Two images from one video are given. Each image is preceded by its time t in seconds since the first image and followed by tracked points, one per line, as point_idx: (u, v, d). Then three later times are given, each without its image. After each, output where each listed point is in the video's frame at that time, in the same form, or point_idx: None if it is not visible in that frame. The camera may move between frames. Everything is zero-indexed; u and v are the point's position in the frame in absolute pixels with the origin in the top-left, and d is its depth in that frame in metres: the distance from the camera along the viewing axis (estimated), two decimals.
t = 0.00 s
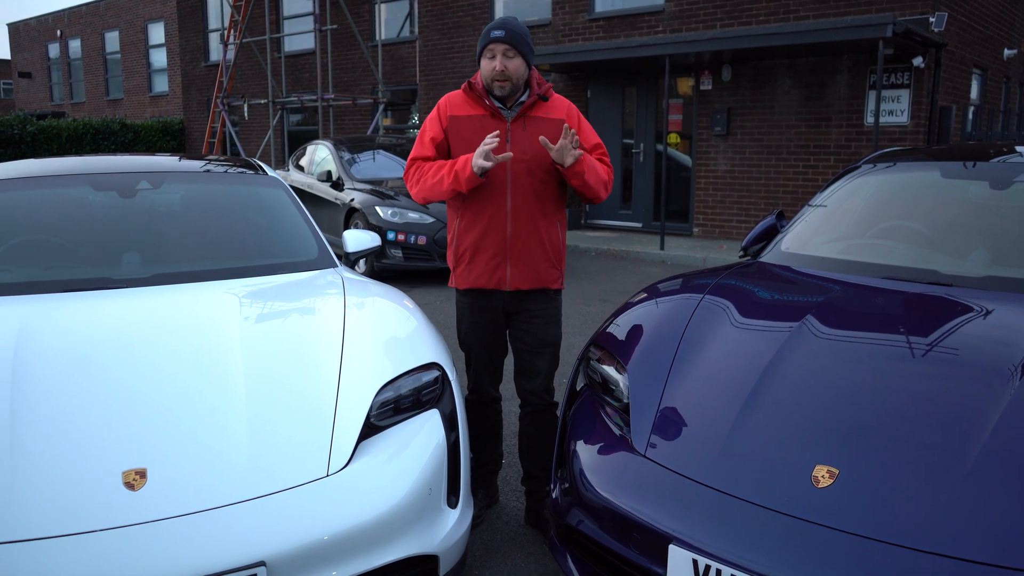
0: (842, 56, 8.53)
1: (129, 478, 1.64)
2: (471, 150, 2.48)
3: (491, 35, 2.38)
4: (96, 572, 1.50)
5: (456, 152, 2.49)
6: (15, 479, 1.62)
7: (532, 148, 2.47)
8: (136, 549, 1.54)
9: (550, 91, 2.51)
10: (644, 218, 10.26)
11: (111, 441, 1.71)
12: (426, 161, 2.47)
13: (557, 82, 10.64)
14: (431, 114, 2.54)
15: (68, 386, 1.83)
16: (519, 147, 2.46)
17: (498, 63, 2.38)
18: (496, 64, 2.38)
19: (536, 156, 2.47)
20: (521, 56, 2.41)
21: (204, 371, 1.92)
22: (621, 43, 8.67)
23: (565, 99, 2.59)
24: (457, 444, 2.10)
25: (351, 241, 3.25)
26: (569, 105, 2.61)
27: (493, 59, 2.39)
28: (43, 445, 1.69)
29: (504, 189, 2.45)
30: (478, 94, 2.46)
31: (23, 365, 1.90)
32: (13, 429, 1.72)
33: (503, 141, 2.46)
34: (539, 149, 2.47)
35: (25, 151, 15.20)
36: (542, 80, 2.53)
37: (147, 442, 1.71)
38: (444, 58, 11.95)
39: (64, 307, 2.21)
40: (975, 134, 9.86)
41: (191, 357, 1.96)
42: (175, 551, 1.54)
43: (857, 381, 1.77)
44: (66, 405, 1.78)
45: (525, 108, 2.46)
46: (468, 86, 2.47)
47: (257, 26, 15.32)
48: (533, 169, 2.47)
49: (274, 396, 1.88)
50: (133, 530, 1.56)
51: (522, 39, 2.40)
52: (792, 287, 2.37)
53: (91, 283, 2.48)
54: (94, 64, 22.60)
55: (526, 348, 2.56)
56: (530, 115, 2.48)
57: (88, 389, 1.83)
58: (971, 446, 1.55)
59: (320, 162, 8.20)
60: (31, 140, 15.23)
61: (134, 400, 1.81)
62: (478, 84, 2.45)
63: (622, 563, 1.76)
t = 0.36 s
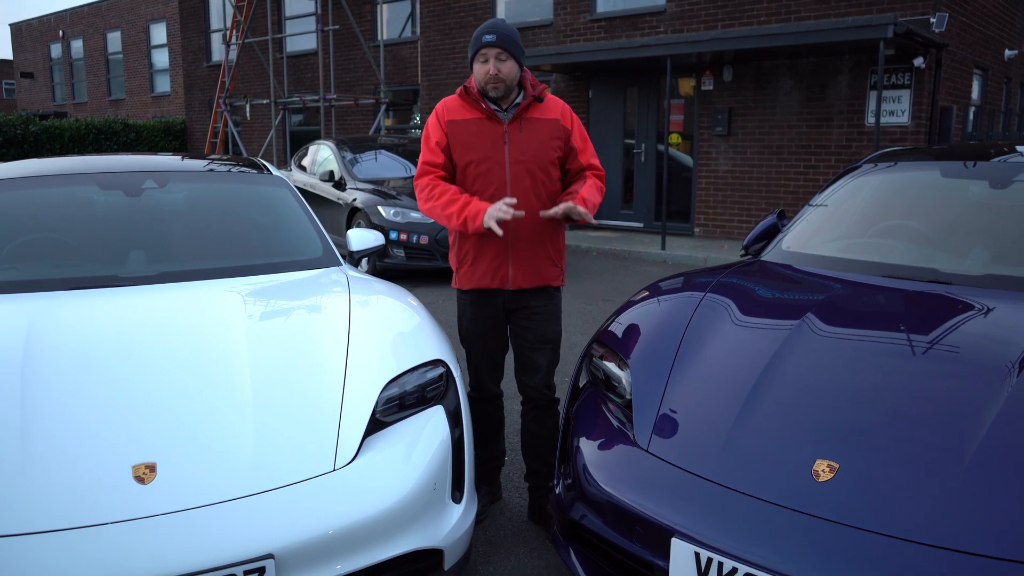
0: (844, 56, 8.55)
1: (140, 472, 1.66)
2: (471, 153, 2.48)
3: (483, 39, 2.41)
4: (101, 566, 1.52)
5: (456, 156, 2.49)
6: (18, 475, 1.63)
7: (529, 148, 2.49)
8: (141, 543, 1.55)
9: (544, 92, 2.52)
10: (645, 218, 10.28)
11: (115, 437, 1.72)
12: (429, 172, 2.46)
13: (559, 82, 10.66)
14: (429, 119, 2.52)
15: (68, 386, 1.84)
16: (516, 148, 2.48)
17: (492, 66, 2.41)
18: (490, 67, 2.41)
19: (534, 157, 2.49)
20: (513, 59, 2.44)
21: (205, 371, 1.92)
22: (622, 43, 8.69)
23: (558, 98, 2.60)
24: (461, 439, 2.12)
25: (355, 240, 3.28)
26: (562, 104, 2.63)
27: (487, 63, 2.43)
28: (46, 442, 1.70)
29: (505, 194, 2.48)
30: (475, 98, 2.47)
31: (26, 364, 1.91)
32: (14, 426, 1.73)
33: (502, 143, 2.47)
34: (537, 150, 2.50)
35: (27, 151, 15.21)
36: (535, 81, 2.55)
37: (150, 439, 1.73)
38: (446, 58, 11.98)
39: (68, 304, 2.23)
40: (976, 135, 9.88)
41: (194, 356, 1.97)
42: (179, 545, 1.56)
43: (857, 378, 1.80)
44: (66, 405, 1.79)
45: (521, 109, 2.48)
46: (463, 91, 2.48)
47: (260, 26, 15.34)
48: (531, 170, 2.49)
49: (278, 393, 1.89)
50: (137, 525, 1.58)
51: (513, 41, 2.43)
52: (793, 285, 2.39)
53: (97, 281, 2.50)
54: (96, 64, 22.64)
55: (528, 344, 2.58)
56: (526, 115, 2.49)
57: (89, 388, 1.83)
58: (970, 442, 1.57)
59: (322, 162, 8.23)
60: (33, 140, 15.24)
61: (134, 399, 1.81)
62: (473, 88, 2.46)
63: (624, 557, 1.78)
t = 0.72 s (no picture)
0: (845, 57, 8.57)
1: (156, 467, 1.69)
2: (478, 156, 2.50)
3: (486, 39, 2.45)
4: (112, 561, 1.54)
5: (463, 159, 2.51)
6: (26, 471, 1.65)
7: (535, 150, 2.52)
8: (153, 537, 1.58)
9: (547, 94, 2.55)
10: (648, 218, 10.31)
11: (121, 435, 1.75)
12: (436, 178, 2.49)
13: (561, 83, 10.69)
14: (433, 123, 2.54)
15: (68, 386, 1.86)
16: (522, 150, 2.51)
17: (496, 65, 2.44)
18: (494, 66, 2.45)
19: (540, 158, 2.53)
20: (516, 58, 2.48)
21: (206, 371, 1.94)
22: (625, 44, 8.71)
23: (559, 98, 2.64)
24: (469, 436, 2.15)
25: (362, 240, 3.31)
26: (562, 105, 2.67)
27: (491, 63, 2.46)
28: (53, 441, 1.72)
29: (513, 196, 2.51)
30: (480, 101, 2.49)
31: (26, 364, 1.92)
32: (19, 424, 1.75)
33: (508, 145, 2.50)
34: (542, 150, 2.53)
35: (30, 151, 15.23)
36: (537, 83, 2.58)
37: (155, 436, 1.75)
38: (448, 59, 12.01)
39: (76, 304, 2.26)
40: (977, 135, 9.90)
41: (197, 355, 1.99)
42: (190, 538, 1.59)
43: (860, 375, 1.83)
44: (66, 405, 1.80)
45: (526, 111, 2.50)
46: (467, 94, 2.49)
47: (262, 27, 15.38)
48: (536, 170, 2.52)
49: (285, 391, 1.92)
50: (148, 519, 1.60)
51: (515, 41, 2.47)
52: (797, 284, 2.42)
53: (108, 280, 2.54)
54: (99, 64, 22.69)
55: (534, 342, 2.61)
56: (531, 117, 2.52)
57: (91, 387, 1.85)
58: (970, 438, 1.60)
59: (326, 162, 8.26)
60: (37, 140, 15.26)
61: (134, 399, 1.83)
62: (478, 90, 2.48)
63: (632, 551, 1.81)
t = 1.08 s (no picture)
0: (846, 58, 8.60)
1: (175, 458, 1.73)
2: (487, 154, 2.54)
3: (499, 37, 2.49)
4: (129, 550, 1.57)
5: (472, 156, 2.55)
6: (43, 463, 1.69)
7: (543, 149, 2.57)
8: (170, 527, 1.61)
9: (555, 94, 2.60)
10: (649, 218, 10.35)
11: (134, 429, 1.78)
12: (442, 170, 2.52)
13: (563, 83, 10.73)
14: (442, 120, 2.58)
15: (70, 386, 1.88)
16: (530, 149, 2.56)
17: (506, 62, 2.48)
18: (504, 63, 2.48)
19: (547, 157, 2.58)
20: (526, 57, 2.52)
21: (205, 371, 1.96)
22: (627, 44, 8.75)
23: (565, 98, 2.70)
24: (477, 430, 2.19)
25: (369, 238, 3.37)
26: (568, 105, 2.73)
27: (501, 59, 2.50)
28: (68, 434, 1.76)
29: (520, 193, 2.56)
30: (489, 100, 2.53)
31: (29, 364, 1.95)
32: (33, 419, 1.79)
33: (516, 144, 2.55)
34: (549, 149, 2.58)
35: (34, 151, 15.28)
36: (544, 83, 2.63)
37: (166, 430, 1.79)
38: (451, 60, 12.06)
39: (86, 302, 2.29)
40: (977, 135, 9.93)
41: (198, 354, 2.02)
42: (206, 528, 1.63)
43: (860, 369, 1.87)
44: (64, 405, 1.82)
45: (534, 111, 2.55)
46: (477, 92, 2.53)
47: (265, 27, 15.43)
48: (544, 169, 2.57)
49: (296, 385, 1.96)
50: (164, 510, 1.64)
51: (527, 40, 2.52)
52: (799, 281, 2.47)
53: (122, 277, 2.58)
54: (101, 65, 22.76)
55: (541, 338, 2.66)
56: (539, 117, 2.57)
57: (97, 385, 1.89)
58: (967, 431, 1.64)
59: (330, 162, 8.31)
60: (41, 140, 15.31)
61: (134, 399, 1.85)
62: (487, 89, 2.52)
63: (638, 540, 1.85)
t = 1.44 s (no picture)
0: (847, 58, 8.65)
1: (193, 447, 1.77)
2: (503, 155, 2.59)
3: (523, 36, 2.54)
4: (148, 536, 1.61)
5: (488, 155, 2.60)
6: (63, 451, 1.73)
7: (558, 151, 2.62)
8: (188, 514, 1.66)
9: (572, 98, 2.65)
10: (651, 218, 10.41)
11: (149, 420, 1.82)
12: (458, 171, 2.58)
13: (566, 83, 10.79)
14: (461, 116, 2.63)
15: (65, 386, 1.90)
16: (546, 151, 2.60)
17: (527, 62, 2.53)
18: (525, 63, 2.52)
19: (562, 160, 2.62)
20: (548, 59, 2.57)
21: (205, 371, 1.98)
22: (629, 45, 8.80)
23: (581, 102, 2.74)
24: (485, 423, 2.24)
25: (377, 236, 3.42)
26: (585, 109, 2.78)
27: (523, 59, 2.54)
28: (72, 430, 1.78)
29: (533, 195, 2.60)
30: (508, 99, 2.58)
31: (30, 363, 1.97)
32: (50, 410, 1.83)
33: (532, 145, 2.60)
34: (565, 152, 2.63)
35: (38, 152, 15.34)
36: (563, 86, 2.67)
37: (179, 422, 1.83)
38: (453, 60, 12.11)
39: (100, 299, 2.34)
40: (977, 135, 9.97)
41: (201, 352, 2.04)
42: (223, 514, 1.67)
43: (859, 362, 1.91)
44: (62, 406, 1.84)
45: (552, 114, 2.60)
46: (497, 91, 2.58)
47: (268, 28, 15.49)
48: (558, 171, 2.62)
49: (307, 379, 2.01)
50: (182, 497, 1.68)
51: (550, 42, 2.57)
52: (800, 278, 2.51)
53: (134, 274, 2.63)
54: (104, 65, 22.83)
55: (547, 334, 2.71)
56: (555, 120, 2.62)
57: (108, 379, 1.93)
58: (963, 420, 1.67)
59: (334, 162, 8.36)
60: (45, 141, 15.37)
61: (135, 398, 1.87)
62: (507, 88, 2.57)
63: (644, 529, 1.90)
